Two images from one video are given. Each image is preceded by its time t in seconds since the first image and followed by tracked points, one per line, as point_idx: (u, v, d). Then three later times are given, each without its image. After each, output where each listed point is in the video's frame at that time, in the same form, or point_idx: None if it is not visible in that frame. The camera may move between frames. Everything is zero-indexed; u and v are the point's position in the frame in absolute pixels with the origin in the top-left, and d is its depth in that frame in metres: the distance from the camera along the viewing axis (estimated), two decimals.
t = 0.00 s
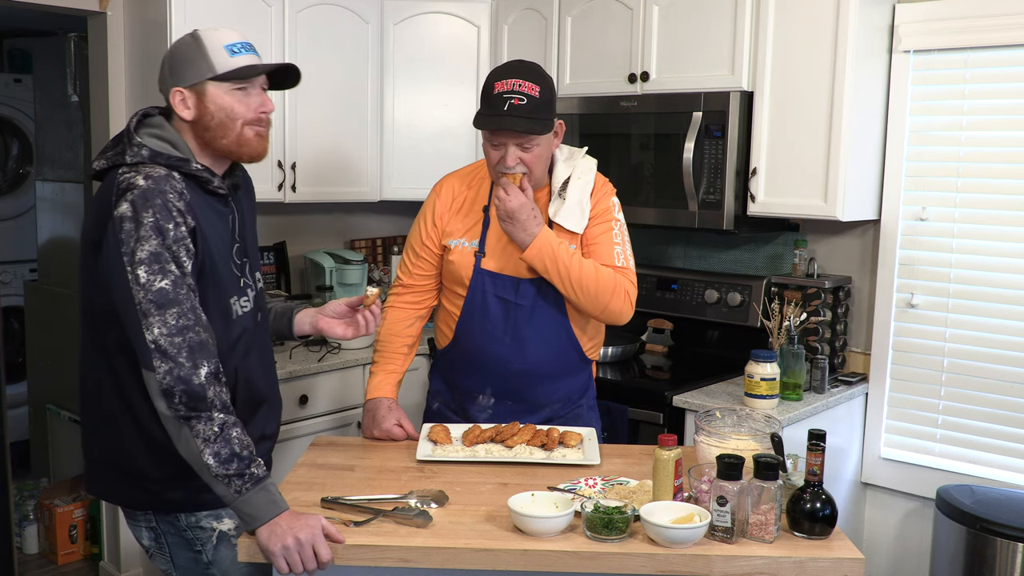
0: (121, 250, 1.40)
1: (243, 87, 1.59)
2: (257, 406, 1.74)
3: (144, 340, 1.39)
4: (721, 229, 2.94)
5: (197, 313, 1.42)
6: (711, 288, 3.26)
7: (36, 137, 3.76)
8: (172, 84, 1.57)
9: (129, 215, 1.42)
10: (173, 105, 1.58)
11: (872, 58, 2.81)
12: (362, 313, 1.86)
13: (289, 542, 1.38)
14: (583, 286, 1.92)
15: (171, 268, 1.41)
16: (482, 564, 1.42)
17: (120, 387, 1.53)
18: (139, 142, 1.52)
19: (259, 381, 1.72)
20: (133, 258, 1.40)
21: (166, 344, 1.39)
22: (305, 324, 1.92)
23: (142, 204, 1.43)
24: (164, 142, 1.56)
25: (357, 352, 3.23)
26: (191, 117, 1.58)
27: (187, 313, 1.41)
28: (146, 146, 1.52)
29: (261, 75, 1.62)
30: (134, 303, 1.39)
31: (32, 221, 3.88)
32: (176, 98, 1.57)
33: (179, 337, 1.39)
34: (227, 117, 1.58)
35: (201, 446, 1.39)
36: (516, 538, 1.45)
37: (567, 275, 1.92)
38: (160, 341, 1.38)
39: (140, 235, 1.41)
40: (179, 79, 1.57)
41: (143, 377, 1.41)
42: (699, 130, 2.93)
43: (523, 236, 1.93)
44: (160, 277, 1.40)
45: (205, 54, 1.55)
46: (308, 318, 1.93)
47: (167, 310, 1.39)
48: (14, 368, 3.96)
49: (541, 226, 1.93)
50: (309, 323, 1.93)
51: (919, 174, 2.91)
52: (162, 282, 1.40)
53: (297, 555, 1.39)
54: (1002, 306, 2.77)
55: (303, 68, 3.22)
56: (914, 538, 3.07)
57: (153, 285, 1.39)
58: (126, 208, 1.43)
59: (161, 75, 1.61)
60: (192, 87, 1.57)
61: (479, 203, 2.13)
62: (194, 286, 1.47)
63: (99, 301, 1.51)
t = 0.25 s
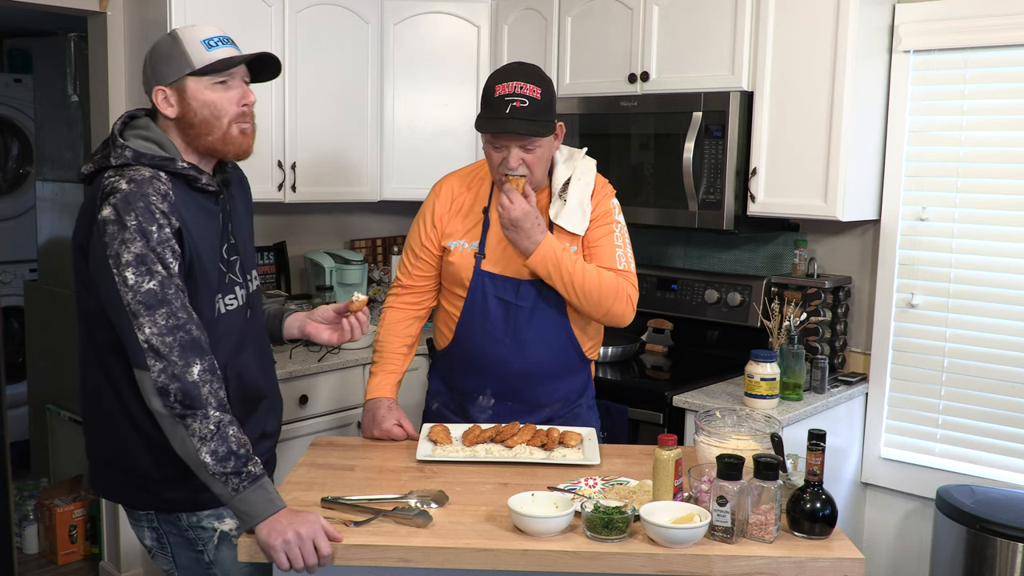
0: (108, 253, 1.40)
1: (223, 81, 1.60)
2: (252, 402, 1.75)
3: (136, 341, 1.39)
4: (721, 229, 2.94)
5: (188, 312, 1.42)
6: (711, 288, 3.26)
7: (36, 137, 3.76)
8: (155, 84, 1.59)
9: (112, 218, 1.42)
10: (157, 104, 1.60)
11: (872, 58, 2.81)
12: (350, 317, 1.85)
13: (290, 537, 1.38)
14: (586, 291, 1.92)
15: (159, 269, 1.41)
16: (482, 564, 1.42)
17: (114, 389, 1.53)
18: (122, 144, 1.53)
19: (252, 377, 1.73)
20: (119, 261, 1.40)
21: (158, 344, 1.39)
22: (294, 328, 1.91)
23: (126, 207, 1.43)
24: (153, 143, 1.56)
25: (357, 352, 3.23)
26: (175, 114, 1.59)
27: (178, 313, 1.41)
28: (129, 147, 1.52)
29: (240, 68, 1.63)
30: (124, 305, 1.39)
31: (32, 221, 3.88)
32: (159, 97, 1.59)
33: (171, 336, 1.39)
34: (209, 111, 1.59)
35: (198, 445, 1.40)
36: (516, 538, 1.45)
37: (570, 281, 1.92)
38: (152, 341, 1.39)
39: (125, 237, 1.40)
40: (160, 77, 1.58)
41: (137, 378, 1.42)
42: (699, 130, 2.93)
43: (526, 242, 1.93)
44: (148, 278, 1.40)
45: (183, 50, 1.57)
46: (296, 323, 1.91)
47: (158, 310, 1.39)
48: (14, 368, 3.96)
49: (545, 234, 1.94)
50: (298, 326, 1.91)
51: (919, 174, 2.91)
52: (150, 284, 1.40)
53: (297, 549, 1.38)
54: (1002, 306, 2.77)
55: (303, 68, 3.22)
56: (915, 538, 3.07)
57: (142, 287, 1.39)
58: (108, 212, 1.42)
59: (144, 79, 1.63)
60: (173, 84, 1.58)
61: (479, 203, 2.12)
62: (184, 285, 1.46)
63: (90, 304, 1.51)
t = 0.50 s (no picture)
0: (106, 255, 1.40)
1: (213, 79, 1.60)
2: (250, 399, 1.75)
3: (135, 341, 1.39)
4: (721, 229, 2.94)
5: (186, 311, 1.42)
6: (711, 288, 3.26)
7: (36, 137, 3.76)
8: (146, 82, 1.59)
9: (109, 219, 1.42)
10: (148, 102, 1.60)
11: (872, 58, 2.81)
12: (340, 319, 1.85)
13: (291, 535, 1.38)
14: (592, 313, 1.95)
15: (156, 269, 1.41)
16: (482, 564, 1.42)
17: (113, 389, 1.53)
18: (116, 144, 1.53)
19: (249, 374, 1.73)
20: (116, 262, 1.40)
21: (158, 343, 1.39)
22: (282, 328, 1.90)
23: (122, 207, 1.43)
24: (147, 142, 1.56)
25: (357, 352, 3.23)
26: (166, 112, 1.59)
27: (176, 313, 1.41)
28: (124, 147, 1.52)
29: (232, 66, 1.63)
30: (122, 306, 1.40)
31: (32, 221, 3.88)
32: (150, 95, 1.59)
33: (170, 335, 1.40)
34: (200, 108, 1.59)
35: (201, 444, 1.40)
36: (516, 538, 1.45)
37: (577, 306, 1.94)
38: (152, 341, 1.39)
39: (122, 238, 1.41)
40: (151, 75, 1.58)
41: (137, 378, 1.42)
42: (699, 130, 2.93)
43: (531, 283, 1.90)
44: (146, 279, 1.40)
45: (173, 48, 1.57)
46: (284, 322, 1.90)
47: (156, 310, 1.40)
48: (14, 368, 3.96)
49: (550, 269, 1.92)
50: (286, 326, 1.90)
51: (919, 174, 2.91)
52: (147, 283, 1.40)
53: (298, 548, 1.38)
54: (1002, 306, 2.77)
55: (303, 68, 3.22)
56: (915, 538, 3.07)
57: (140, 287, 1.39)
58: (104, 213, 1.43)
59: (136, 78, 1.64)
60: (164, 82, 1.58)
61: (478, 204, 2.12)
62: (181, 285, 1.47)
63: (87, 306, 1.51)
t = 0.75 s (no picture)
0: (106, 255, 1.40)
1: (211, 78, 1.60)
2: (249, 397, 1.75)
3: (136, 341, 1.39)
4: (721, 229, 2.94)
5: (186, 311, 1.42)
6: (711, 288, 3.26)
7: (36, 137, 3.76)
8: (144, 80, 1.59)
9: (109, 219, 1.42)
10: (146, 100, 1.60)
11: (872, 58, 2.81)
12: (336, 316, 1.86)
13: (292, 535, 1.38)
14: (603, 322, 1.98)
15: (156, 269, 1.41)
16: (482, 564, 1.42)
17: (113, 389, 1.53)
18: (116, 143, 1.53)
19: (248, 373, 1.73)
20: (116, 262, 1.40)
21: (158, 343, 1.39)
22: (279, 325, 1.91)
23: (122, 207, 1.43)
24: (145, 140, 1.56)
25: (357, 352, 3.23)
26: (164, 111, 1.60)
27: (176, 313, 1.41)
28: (123, 147, 1.52)
29: (230, 64, 1.63)
30: (123, 306, 1.40)
31: (32, 221, 3.88)
32: (149, 93, 1.59)
33: (170, 335, 1.40)
34: (198, 108, 1.59)
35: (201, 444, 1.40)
36: (516, 538, 1.45)
37: (589, 320, 1.97)
38: (152, 341, 1.39)
39: (122, 238, 1.41)
40: (150, 74, 1.58)
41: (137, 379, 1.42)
42: (699, 130, 2.93)
43: (548, 308, 1.92)
44: (145, 279, 1.40)
45: (171, 46, 1.56)
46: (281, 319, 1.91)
47: (156, 311, 1.40)
48: (14, 368, 3.95)
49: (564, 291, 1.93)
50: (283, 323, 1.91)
51: (919, 174, 2.91)
52: (147, 284, 1.40)
53: (299, 548, 1.38)
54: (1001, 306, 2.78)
55: (303, 67, 3.22)
56: (914, 538, 3.07)
57: (140, 287, 1.40)
58: (104, 213, 1.43)
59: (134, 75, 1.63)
60: (162, 81, 1.58)
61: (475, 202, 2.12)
62: (181, 285, 1.47)
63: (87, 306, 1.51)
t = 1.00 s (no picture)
0: (107, 254, 1.40)
1: (220, 77, 1.59)
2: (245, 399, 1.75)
3: (136, 341, 1.39)
4: (721, 229, 2.94)
5: (188, 312, 1.42)
6: (711, 288, 3.26)
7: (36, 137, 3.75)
8: (152, 80, 1.59)
9: (112, 218, 1.42)
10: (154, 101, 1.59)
11: (872, 58, 2.81)
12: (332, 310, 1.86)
13: (291, 536, 1.38)
14: (610, 325, 2.04)
15: (158, 269, 1.41)
16: (482, 564, 1.42)
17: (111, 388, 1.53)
18: (120, 142, 1.52)
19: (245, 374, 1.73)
20: (117, 261, 1.40)
21: (158, 344, 1.39)
22: (275, 321, 1.92)
23: (125, 207, 1.43)
24: (149, 141, 1.56)
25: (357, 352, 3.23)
26: (172, 111, 1.59)
27: (178, 314, 1.41)
28: (127, 147, 1.52)
29: (237, 64, 1.62)
30: (124, 305, 1.39)
31: (32, 221, 3.88)
32: (156, 93, 1.59)
33: (172, 336, 1.40)
34: (207, 109, 1.59)
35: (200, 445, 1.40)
36: (516, 538, 1.45)
37: (597, 326, 2.03)
38: (152, 341, 1.39)
39: (124, 237, 1.41)
40: (157, 74, 1.58)
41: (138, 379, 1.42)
42: (699, 130, 2.93)
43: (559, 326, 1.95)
44: (148, 279, 1.40)
45: (178, 45, 1.56)
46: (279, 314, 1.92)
47: (157, 311, 1.39)
48: (14, 368, 3.95)
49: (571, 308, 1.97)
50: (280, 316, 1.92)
51: (919, 174, 2.91)
52: (149, 283, 1.40)
53: (299, 549, 1.38)
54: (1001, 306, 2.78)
55: (303, 67, 3.22)
56: (914, 538, 3.07)
57: (142, 287, 1.39)
58: (107, 212, 1.42)
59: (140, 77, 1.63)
60: (169, 81, 1.58)
61: (473, 201, 2.12)
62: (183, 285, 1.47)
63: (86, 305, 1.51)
